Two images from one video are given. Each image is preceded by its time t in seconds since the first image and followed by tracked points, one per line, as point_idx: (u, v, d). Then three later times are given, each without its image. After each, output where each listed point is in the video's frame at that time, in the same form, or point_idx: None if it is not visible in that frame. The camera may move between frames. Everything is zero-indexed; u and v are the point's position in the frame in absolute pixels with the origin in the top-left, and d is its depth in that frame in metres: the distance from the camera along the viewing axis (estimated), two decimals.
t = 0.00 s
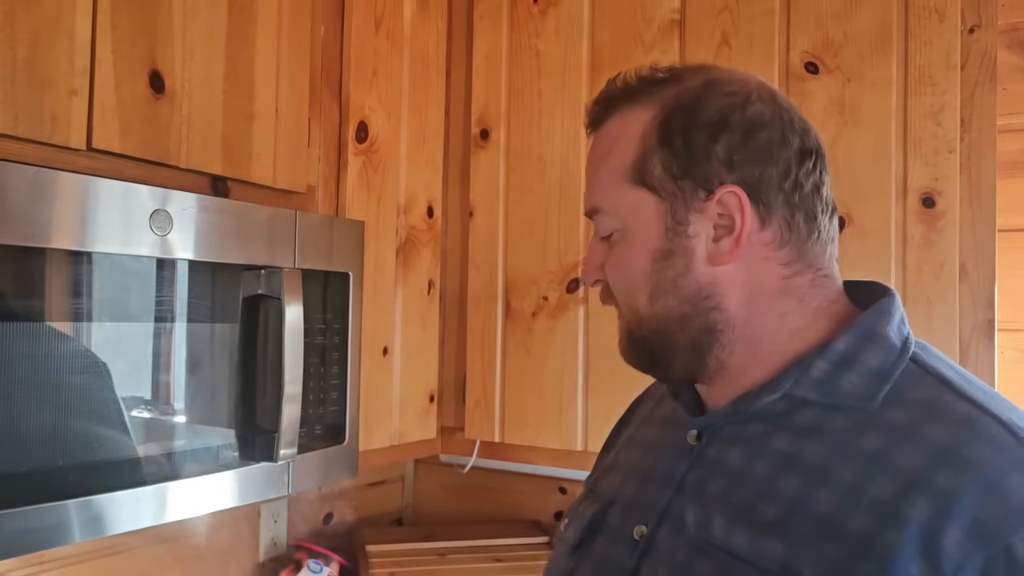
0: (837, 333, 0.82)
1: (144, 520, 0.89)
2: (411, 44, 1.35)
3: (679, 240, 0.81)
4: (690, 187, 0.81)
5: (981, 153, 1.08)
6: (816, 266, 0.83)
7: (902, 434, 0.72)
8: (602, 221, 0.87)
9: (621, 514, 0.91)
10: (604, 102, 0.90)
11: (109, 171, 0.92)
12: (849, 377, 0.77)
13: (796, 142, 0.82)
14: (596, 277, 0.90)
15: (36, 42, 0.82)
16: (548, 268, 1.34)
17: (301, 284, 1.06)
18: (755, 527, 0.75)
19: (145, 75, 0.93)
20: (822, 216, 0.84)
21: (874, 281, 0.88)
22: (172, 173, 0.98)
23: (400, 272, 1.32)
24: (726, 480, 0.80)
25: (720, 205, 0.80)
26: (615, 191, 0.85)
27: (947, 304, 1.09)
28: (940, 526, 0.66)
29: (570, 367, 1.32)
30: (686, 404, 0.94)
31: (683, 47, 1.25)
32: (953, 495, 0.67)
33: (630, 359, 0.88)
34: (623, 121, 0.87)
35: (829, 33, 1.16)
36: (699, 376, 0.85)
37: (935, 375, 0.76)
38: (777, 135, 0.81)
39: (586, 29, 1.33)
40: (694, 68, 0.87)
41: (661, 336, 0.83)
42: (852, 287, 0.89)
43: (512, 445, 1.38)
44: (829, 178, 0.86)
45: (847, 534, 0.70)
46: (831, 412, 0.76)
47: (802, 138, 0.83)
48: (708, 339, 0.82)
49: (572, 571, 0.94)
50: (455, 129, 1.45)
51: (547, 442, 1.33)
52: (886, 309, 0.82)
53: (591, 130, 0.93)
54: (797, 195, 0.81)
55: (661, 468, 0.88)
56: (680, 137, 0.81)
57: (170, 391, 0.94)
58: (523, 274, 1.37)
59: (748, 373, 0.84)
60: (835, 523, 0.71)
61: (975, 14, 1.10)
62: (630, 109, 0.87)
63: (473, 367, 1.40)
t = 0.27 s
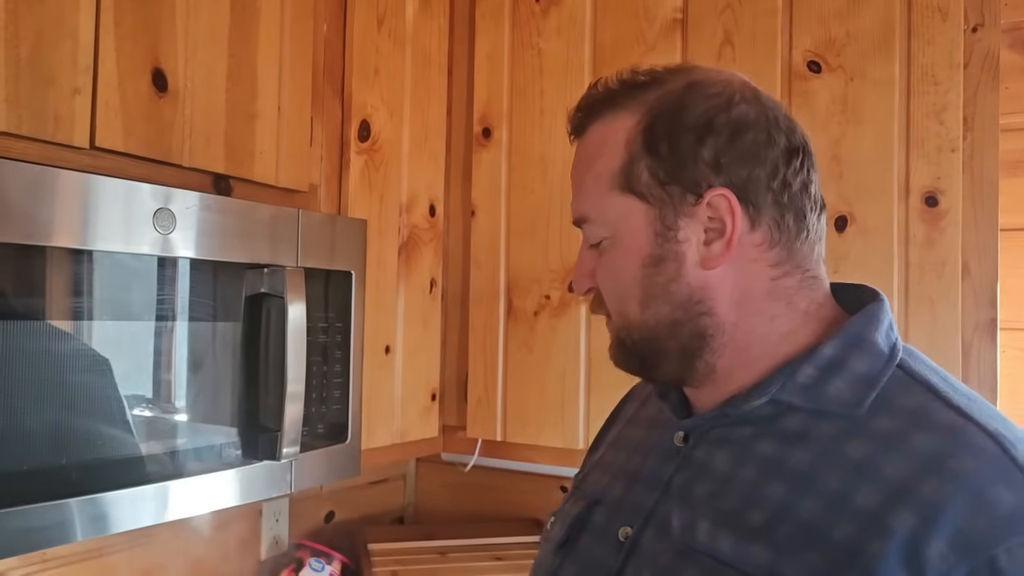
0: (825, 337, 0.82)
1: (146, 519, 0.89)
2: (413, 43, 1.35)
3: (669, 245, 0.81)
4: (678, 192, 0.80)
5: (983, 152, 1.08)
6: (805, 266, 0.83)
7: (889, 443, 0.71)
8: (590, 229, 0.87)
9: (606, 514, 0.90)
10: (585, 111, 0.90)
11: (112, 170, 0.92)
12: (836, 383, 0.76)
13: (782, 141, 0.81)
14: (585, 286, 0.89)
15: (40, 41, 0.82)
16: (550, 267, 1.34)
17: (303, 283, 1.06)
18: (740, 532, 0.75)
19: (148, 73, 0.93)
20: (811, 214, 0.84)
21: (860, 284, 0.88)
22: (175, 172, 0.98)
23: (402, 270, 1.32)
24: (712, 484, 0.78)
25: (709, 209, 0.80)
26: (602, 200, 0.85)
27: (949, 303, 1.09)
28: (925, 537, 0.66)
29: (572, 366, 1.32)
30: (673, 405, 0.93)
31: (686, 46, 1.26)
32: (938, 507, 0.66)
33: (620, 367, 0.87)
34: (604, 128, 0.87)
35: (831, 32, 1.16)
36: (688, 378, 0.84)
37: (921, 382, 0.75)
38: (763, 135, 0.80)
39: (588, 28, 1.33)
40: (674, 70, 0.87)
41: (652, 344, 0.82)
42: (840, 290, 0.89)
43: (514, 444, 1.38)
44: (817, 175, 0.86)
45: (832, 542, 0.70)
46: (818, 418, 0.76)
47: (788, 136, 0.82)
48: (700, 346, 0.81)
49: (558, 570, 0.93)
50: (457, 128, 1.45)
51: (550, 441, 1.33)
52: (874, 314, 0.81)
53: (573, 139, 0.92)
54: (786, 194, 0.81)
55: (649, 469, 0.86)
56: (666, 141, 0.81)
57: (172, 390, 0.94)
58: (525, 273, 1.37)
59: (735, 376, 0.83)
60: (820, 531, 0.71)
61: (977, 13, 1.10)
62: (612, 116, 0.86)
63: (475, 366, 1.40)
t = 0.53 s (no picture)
0: (808, 339, 0.82)
1: (144, 517, 0.89)
2: (412, 41, 1.35)
3: (653, 245, 0.81)
4: (663, 193, 0.80)
5: (982, 151, 1.08)
6: (789, 269, 0.82)
7: (864, 444, 0.71)
8: (577, 226, 0.87)
9: (588, 511, 0.90)
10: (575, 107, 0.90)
11: (110, 168, 0.92)
12: (815, 385, 0.76)
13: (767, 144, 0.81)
14: (572, 283, 0.90)
15: (39, 38, 0.82)
16: (549, 265, 1.34)
17: (302, 281, 1.06)
18: (716, 531, 0.74)
19: (146, 71, 0.92)
20: (796, 217, 0.83)
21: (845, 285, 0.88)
22: (174, 170, 0.98)
23: (400, 269, 1.32)
24: (690, 483, 0.78)
25: (693, 210, 0.79)
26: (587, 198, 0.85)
27: (947, 301, 1.09)
28: (894, 538, 0.65)
29: (570, 364, 1.32)
30: (656, 404, 0.92)
31: (685, 44, 1.25)
32: (909, 508, 0.66)
33: (607, 365, 0.87)
34: (595, 126, 0.87)
35: (830, 31, 1.16)
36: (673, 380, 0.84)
37: (900, 385, 0.75)
38: (749, 138, 0.80)
39: (587, 26, 1.33)
40: (665, 70, 0.87)
41: (637, 342, 0.83)
42: (825, 291, 0.89)
43: (512, 442, 1.38)
44: (803, 179, 0.86)
45: (804, 542, 0.70)
46: (797, 419, 0.75)
47: (774, 139, 0.82)
48: (683, 345, 0.82)
49: (539, 567, 0.92)
50: (456, 125, 1.45)
51: (548, 439, 1.34)
52: (856, 316, 0.81)
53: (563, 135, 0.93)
54: (771, 197, 0.81)
55: (628, 467, 0.86)
56: (653, 142, 0.81)
57: (169, 387, 0.94)
58: (523, 271, 1.37)
59: (721, 375, 0.83)
60: (792, 531, 0.71)
61: (976, 12, 1.10)
62: (602, 114, 0.86)
63: (474, 364, 1.41)
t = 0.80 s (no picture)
0: (791, 342, 0.81)
1: (142, 516, 0.88)
2: (410, 40, 1.35)
3: (640, 250, 0.81)
4: (649, 198, 0.80)
5: (980, 150, 1.08)
6: (777, 271, 0.82)
7: (847, 445, 0.71)
8: (566, 232, 0.87)
9: (579, 509, 0.90)
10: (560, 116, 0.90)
11: (107, 166, 0.91)
12: (800, 387, 0.76)
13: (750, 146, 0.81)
14: (562, 288, 0.90)
15: (35, 35, 0.82)
16: (547, 264, 1.34)
17: (300, 279, 1.06)
18: (699, 528, 0.74)
19: (143, 69, 0.92)
20: (783, 218, 0.83)
21: (832, 290, 0.87)
22: (172, 168, 0.98)
23: (398, 267, 1.32)
24: (677, 482, 0.78)
25: (679, 214, 0.79)
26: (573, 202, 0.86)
27: (945, 300, 1.09)
28: (871, 537, 0.65)
29: (568, 363, 1.32)
30: (648, 406, 0.92)
31: (683, 43, 1.25)
32: (887, 507, 0.66)
33: (602, 370, 0.88)
34: (580, 134, 0.87)
35: (828, 30, 1.16)
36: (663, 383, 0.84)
37: (885, 387, 0.75)
38: (733, 141, 0.80)
39: (585, 25, 1.33)
40: (648, 76, 0.87)
41: (626, 344, 0.83)
42: (814, 295, 0.88)
43: (510, 441, 1.38)
44: (789, 178, 0.85)
45: (785, 540, 0.69)
46: (781, 420, 0.75)
47: (758, 141, 0.81)
48: (671, 348, 0.82)
49: (530, 565, 0.93)
50: (453, 124, 1.45)
51: (545, 438, 1.33)
52: (842, 318, 0.81)
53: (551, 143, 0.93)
54: (756, 199, 0.80)
55: (620, 464, 0.86)
56: (638, 148, 0.81)
57: (166, 386, 0.93)
58: (521, 270, 1.36)
59: (708, 376, 0.83)
60: (774, 529, 0.70)
61: (975, 11, 1.10)
62: (587, 122, 0.86)
63: (471, 362, 1.40)
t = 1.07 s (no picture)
0: (788, 340, 0.82)
1: (141, 516, 0.88)
2: (410, 39, 1.35)
3: (640, 247, 0.81)
4: (650, 196, 0.80)
5: (979, 149, 1.08)
6: (773, 271, 0.82)
7: (841, 441, 0.71)
8: (567, 226, 0.87)
9: (576, 507, 0.91)
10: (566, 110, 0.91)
11: (107, 165, 0.91)
12: (795, 384, 0.76)
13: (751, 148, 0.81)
14: (563, 282, 0.90)
15: (34, 35, 0.82)
16: (546, 263, 1.34)
17: (300, 278, 1.06)
18: (694, 523, 0.74)
19: (143, 68, 0.92)
20: (781, 221, 0.83)
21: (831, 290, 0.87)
22: (172, 168, 0.98)
23: (398, 266, 1.32)
24: (673, 480, 0.78)
25: (679, 213, 0.79)
26: (575, 197, 0.86)
27: (945, 299, 1.09)
28: (864, 530, 0.65)
29: (567, 362, 1.32)
30: (645, 404, 0.92)
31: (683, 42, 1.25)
32: (879, 501, 0.66)
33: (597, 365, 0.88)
34: (584, 130, 0.87)
35: (828, 29, 1.16)
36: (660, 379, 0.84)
37: (879, 384, 0.75)
38: (734, 143, 0.80)
39: (585, 25, 1.33)
40: (655, 76, 0.87)
41: (624, 340, 0.83)
42: (812, 297, 0.89)
43: (510, 440, 1.38)
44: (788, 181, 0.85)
45: (779, 535, 0.69)
46: (775, 417, 0.75)
47: (759, 144, 0.81)
48: (668, 345, 0.82)
49: (526, 561, 0.92)
50: (452, 123, 1.45)
51: (545, 436, 1.33)
52: (837, 316, 0.81)
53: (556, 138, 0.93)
54: (755, 200, 0.80)
55: (615, 462, 0.86)
56: (641, 145, 0.81)
57: (165, 385, 0.93)
58: (521, 269, 1.36)
59: (703, 373, 0.83)
60: (768, 524, 0.70)
61: (975, 11, 1.10)
62: (592, 119, 0.87)
63: (471, 361, 1.40)
